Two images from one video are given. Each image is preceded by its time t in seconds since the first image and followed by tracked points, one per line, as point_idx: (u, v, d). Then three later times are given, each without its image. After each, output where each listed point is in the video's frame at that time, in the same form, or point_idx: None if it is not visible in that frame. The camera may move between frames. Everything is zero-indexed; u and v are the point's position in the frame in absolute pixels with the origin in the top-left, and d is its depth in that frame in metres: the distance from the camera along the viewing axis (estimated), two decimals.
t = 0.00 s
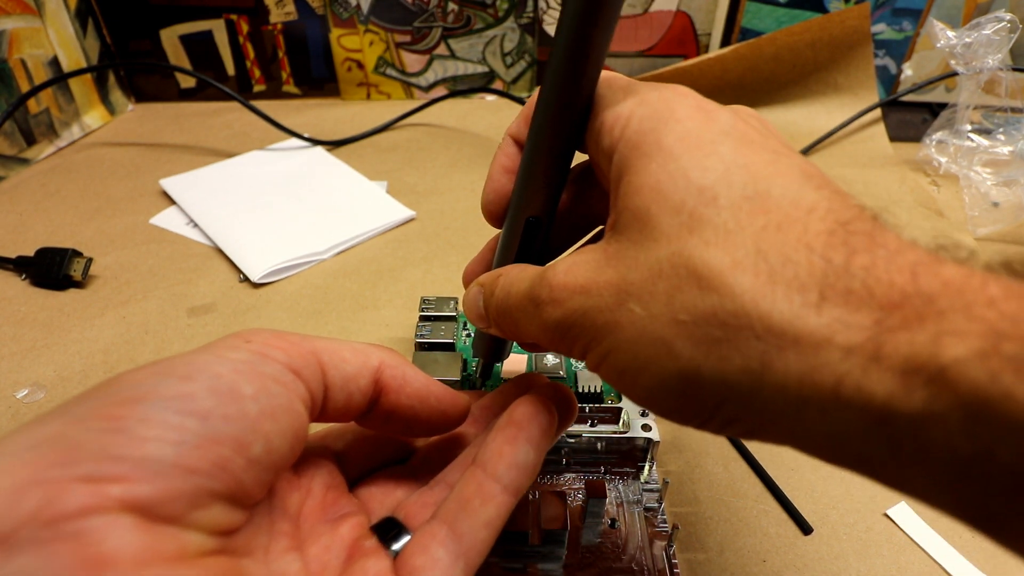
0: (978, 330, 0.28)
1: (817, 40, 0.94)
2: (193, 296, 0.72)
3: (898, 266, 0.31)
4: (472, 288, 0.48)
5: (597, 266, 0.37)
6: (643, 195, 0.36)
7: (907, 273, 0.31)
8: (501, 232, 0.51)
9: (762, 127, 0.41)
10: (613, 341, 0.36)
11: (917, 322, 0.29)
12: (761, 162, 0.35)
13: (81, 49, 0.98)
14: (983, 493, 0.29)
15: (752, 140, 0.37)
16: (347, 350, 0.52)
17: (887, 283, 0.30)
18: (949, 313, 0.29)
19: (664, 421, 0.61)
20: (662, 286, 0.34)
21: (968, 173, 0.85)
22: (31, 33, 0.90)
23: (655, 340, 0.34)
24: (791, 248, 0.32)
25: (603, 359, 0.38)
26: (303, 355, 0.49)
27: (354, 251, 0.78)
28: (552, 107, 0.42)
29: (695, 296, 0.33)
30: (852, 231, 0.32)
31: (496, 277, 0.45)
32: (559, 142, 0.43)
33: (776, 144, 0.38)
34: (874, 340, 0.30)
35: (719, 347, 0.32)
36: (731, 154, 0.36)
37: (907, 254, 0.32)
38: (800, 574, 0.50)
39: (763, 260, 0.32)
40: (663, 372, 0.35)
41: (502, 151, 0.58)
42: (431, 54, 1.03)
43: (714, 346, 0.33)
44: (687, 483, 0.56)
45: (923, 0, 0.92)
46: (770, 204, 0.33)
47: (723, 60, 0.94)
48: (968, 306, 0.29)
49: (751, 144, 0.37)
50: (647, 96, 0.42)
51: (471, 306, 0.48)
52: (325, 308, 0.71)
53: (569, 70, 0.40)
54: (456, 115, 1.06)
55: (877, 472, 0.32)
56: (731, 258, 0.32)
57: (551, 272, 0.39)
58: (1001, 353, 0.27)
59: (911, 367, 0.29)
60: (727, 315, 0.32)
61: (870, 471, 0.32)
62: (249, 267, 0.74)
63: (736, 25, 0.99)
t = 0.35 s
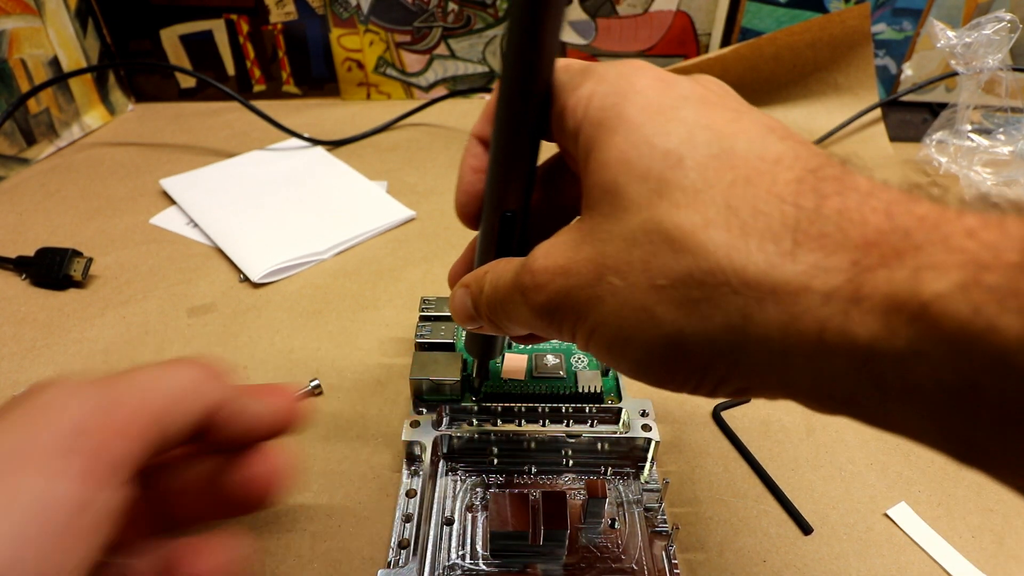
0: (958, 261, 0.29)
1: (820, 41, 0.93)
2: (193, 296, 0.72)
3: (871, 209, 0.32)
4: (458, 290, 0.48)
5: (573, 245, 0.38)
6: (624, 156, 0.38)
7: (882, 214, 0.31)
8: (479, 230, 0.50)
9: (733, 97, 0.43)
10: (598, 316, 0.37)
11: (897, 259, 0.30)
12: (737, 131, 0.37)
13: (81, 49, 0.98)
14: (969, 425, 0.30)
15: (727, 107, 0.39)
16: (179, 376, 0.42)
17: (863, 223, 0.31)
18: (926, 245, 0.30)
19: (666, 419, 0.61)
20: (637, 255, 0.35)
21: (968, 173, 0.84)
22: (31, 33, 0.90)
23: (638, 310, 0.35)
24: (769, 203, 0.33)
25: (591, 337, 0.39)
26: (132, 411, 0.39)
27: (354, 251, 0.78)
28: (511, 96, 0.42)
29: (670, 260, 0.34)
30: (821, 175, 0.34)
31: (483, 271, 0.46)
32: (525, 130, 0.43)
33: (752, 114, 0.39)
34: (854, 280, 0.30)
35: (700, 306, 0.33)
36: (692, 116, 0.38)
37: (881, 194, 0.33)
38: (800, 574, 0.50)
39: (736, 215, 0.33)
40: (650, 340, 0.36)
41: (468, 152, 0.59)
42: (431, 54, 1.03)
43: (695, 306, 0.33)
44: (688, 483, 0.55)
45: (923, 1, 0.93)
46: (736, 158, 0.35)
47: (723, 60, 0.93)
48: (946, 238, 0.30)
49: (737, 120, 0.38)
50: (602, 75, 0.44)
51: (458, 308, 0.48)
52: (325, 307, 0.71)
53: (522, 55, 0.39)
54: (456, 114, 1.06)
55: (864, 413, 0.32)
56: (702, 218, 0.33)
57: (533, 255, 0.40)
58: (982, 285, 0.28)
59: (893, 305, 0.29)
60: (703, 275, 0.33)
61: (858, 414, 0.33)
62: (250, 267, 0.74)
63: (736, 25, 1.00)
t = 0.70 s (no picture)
0: (939, 237, 0.28)
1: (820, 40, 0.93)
2: (193, 296, 0.72)
3: (843, 191, 0.31)
4: (451, 295, 0.48)
5: (554, 245, 0.39)
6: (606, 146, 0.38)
7: (856, 194, 0.31)
8: (467, 235, 0.50)
9: (708, 85, 0.42)
10: (588, 314, 0.38)
11: (872, 240, 0.29)
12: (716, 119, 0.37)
13: (81, 49, 0.98)
14: (955, 401, 0.29)
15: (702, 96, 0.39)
16: (120, 548, 0.39)
17: (836, 205, 0.31)
18: (900, 225, 0.29)
19: (665, 419, 0.61)
20: (616, 252, 0.36)
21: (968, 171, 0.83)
22: (31, 33, 0.90)
23: (622, 305, 0.36)
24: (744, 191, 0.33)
25: (584, 333, 0.39)
26: None
27: (354, 251, 0.78)
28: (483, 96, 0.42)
29: (647, 254, 0.34)
30: (792, 158, 0.33)
31: (477, 273, 0.46)
32: (500, 131, 0.43)
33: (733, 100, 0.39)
34: (830, 264, 0.30)
35: (681, 299, 0.34)
36: (665, 106, 0.38)
37: (854, 174, 0.32)
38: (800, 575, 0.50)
39: (708, 205, 0.33)
40: (636, 335, 0.37)
41: (449, 156, 0.59)
42: (431, 54, 1.03)
43: (677, 298, 0.34)
44: (688, 483, 0.55)
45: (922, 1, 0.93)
46: (708, 146, 0.35)
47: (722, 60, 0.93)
48: (921, 216, 0.29)
49: (727, 110, 0.37)
50: (573, 70, 0.43)
51: (453, 313, 0.48)
52: (325, 308, 0.71)
53: (490, 53, 0.39)
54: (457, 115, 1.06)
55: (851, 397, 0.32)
56: (677, 209, 0.34)
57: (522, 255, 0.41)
58: (959, 262, 0.27)
59: (872, 286, 0.29)
60: (680, 268, 0.33)
61: (847, 395, 0.33)
62: (249, 267, 0.74)
63: (736, 24, 1.00)
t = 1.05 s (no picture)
0: (924, 231, 0.28)
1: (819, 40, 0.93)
2: (192, 296, 0.72)
3: (834, 189, 0.31)
4: (451, 303, 0.47)
5: (555, 254, 0.39)
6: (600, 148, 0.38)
7: (846, 190, 0.31)
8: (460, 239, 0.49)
9: (689, 84, 0.42)
10: (591, 319, 0.38)
11: (863, 235, 0.29)
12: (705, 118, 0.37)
13: (81, 49, 0.98)
14: (949, 388, 0.30)
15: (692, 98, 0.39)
16: (124, 542, 0.41)
17: (827, 202, 0.31)
18: (890, 218, 0.29)
19: (665, 420, 0.61)
20: (615, 258, 0.36)
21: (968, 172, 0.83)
22: (31, 33, 0.90)
23: (623, 311, 0.37)
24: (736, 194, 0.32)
25: (588, 337, 0.40)
26: None
27: (354, 251, 0.78)
28: (468, 101, 0.41)
29: (646, 260, 0.34)
30: (781, 156, 0.34)
31: (480, 278, 0.46)
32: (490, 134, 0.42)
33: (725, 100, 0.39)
34: (822, 261, 0.30)
35: (680, 303, 0.34)
36: (655, 108, 0.38)
37: (844, 170, 0.32)
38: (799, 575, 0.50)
39: (701, 207, 0.33)
40: (639, 338, 0.37)
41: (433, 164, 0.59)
42: (431, 54, 1.04)
43: (676, 303, 0.34)
44: (688, 483, 0.56)
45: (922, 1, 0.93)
46: (698, 148, 0.35)
47: (722, 60, 0.93)
48: (910, 209, 0.29)
49: (722, 111, 0.37)
50: (558, 75, 0.43)
51: (456, 321, 0.47)
52: (325, 308, 0.71)
53: (472, 56, 0.39)
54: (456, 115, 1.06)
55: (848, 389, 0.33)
56: (670, 213, 0.34)
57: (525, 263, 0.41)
58: (948, 255, 0.28)
59: (865, 282, 0.29)
60: (676, 272, 0.33)
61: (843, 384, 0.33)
62: (249, 267, 0.74)
63: (736, 24, 1.00)
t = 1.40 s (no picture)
0: (885, 253, 0.29)
1: (819, 41, 0.93)
2: (193, 296, 0.72)
3: (819, 194, 0.32)
4: (436, 299, 0.47)
5: (540, 250, 0.39)
6: (598, 145, 0.38)
7: (817, 206, 0.31)
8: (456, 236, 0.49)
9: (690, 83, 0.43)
10: (566, 320, 0.39)
11: (834, 248, 0.30)
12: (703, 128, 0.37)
13: (81, 49, 0.98)
14: (906, 403, 0.30)
15: (684, 98, 0.39)
16: (136, 554, 0.43)
17: (798, 219, 0.31)
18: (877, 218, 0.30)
19: (666, 420, 0.61)
20: (593, 259, 0.36)
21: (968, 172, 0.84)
22: (31, 33, 0.90)
23: (598, 314, 0.37)
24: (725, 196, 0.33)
25: (563, 336, 0.40)
26: None
27: (354, 251, 0.78)
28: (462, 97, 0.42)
29: (621, 264, 0.35)
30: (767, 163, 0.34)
31: (466, 274, 0.45)
32: (485, 129, 0.43)
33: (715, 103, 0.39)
34: (790, 279, 0.31)
35: (652, 309, 0.35)
36: (652, 110, 0.38)
37: (824, 178, 0.33)
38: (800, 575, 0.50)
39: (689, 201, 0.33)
40: (612, 341, 0.38)
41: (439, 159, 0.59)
42: (431, 54, 1.04)
43: (647, 309, 0.35)
44: (688, 483, 0.56)
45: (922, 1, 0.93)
46: (689, 148, 0.36)
47: (722, 60, 0.94)
48: (876, 229, 0.30)
49: (716, 114, 0.38)
50: (556, 71, 0.43)
51: (440, 317, 0.46)
52: (325, 308, 0.71)
53: (467, 53, 0.40)
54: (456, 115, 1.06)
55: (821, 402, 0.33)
56: (654, 210, 0.34)
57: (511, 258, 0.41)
58: (906, 277, 0.28)
59: (827, 302, 0.30)
60: (650, 279, 0.34)
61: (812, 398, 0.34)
62: (249, 267, 0.74)
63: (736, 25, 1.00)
